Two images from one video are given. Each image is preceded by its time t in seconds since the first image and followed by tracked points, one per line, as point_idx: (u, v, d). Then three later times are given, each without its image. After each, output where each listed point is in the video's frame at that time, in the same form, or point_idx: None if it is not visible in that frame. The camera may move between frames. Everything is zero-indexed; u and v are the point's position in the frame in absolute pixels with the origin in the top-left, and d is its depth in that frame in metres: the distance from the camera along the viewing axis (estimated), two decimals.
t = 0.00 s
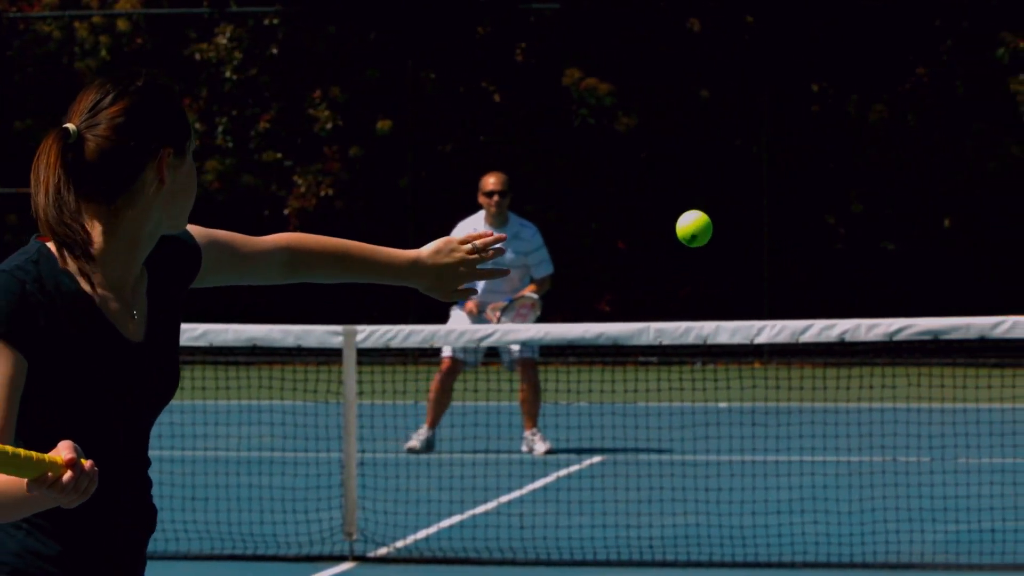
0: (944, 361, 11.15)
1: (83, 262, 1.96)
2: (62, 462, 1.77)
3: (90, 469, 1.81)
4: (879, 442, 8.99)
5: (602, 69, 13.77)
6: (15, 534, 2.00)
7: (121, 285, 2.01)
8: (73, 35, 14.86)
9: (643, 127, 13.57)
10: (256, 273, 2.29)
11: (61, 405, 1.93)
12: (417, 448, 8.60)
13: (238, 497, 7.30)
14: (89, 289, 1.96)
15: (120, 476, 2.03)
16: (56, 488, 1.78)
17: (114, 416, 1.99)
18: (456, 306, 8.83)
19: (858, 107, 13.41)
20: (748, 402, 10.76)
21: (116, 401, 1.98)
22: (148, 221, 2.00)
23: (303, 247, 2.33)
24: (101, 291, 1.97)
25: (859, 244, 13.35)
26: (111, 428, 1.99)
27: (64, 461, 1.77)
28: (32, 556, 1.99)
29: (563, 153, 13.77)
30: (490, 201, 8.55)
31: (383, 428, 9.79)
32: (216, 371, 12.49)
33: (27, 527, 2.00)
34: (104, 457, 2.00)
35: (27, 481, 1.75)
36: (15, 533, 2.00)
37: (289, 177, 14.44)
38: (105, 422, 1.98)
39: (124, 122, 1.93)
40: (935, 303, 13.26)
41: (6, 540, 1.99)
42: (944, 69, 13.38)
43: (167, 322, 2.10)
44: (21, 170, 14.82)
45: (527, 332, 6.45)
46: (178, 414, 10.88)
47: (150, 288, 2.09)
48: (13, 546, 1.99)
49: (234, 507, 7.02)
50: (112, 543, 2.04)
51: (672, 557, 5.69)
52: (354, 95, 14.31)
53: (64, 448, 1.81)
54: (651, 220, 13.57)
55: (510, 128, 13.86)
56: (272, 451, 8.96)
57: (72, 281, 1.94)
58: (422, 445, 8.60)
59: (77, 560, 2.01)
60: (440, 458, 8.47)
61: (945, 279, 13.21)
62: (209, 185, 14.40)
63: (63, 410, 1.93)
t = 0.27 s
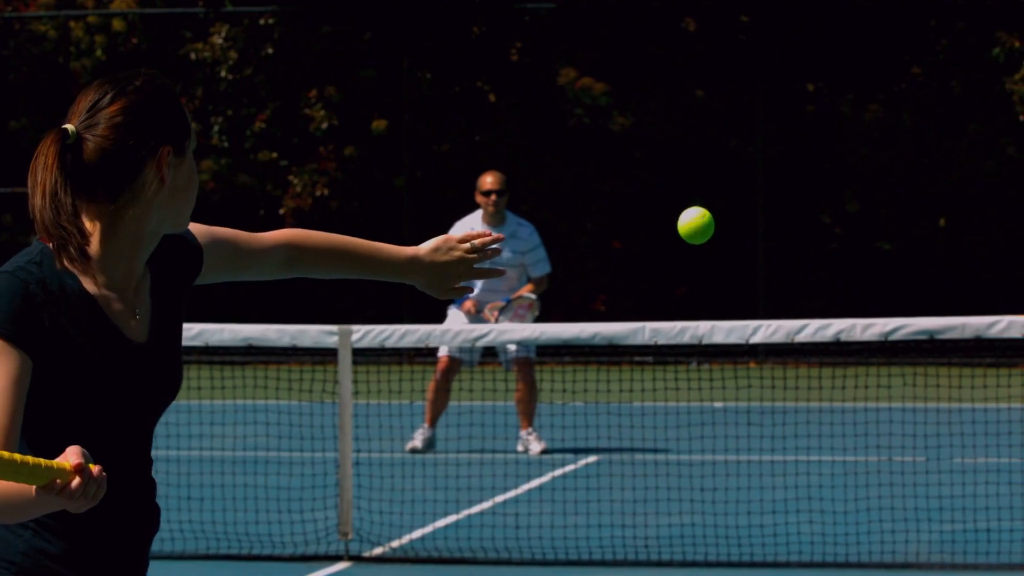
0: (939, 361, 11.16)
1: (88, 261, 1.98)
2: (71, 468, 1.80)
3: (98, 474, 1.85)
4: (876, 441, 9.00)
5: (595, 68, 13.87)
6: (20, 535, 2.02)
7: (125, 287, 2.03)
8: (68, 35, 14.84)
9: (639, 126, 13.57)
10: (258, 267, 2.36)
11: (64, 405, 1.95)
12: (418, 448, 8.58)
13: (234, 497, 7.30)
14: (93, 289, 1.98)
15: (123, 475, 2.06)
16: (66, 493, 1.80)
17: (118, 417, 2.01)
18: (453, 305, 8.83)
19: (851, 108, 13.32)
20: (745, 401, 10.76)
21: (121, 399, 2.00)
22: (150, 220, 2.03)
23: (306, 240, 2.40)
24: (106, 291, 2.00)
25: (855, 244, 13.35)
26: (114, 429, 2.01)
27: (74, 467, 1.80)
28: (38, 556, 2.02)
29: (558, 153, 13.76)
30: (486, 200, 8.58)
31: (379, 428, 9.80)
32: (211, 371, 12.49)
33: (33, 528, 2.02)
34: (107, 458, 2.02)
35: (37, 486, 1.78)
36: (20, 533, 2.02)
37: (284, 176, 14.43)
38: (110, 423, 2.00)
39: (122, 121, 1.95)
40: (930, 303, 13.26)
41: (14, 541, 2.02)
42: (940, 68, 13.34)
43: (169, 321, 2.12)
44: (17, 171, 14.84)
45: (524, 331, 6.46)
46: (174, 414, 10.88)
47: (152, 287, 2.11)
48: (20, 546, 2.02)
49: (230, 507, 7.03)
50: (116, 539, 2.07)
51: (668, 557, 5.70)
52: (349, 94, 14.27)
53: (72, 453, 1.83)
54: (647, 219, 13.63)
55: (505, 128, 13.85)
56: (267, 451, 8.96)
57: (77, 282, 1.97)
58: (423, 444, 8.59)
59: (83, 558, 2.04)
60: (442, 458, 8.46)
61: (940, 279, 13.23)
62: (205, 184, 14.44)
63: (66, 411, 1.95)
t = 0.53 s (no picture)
0: (935, 361, 11.16)
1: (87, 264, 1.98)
2: (81, 474, 1.80)
3: (109, 480, 1.84)
4: (873, 441, 9.00)
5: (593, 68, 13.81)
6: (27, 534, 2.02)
7: (126, 287, 2.03)
8: (65, 34, 14.79)
9: (635, 126, 13.58)
10: (258, 264, 2.37)
11: (67, 406, 1.95)
12: (421, 447, 8.59)
13: (230, 497, 7.29)
14: (94, 289, 1.99)
15: (127, 476, 2.06)
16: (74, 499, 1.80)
17: (123, 418, 2.01)
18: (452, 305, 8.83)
19: (848, 107, 13.35)
20: (741, 401, 10.78)
21: (127, 399, 2.00)
22: (150, 220, 2.02)
23: (305, 237, 2.40)
24: (106, 292, 2.00)
25: (851, 244, 13.35)
26: (119, 429, 2.01)
27: (81, 473, 1.80)
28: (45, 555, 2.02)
29: (554, 152, 13.76)
30: (485, 199, 8.59)
31: (375, 427, 9.79)
32: (207, 370, 12.48)
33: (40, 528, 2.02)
34: (112, 459, 2.02)
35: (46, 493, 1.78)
36: (27, 533, 2.02)
37: (280, 176, 14.42)
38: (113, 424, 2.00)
39: (122, 121, 1.95)
40: (927, 303, 13.24)
41: (22, 541, 2.02)
42: (935, 68, 13.40)
43: (173, 320, 2.12)
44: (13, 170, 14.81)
45: (521, 330, 6.49)
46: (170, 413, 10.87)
47: (156, 287, 2.12)
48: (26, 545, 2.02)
49: (226, 507, 7.02)
50: (119, 537, 2.08)
51: (665, 557, 5.70)
52: (346, 94, 14.26)
53: (83, 458, 1.83)
54: (644, 220, 13.59)
55: (501, 128, 13.85)
56: (263, 451, 8.95)
57: (80, 282, 1.97)
58: (425, 444, 8.60)
59: (89, 558, 2.05)
60: (445, 456, 8.48)
61: (936, 279, 13.23)
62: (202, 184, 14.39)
63: (66, 407, 1.95)
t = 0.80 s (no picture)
0: (932, 361, 11.18)
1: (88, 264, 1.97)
2: (92, 480, 1.76)
3: (122, 485, 1.80)
4: (870, 441, 9.01)
5: (589, 67, 13.88)
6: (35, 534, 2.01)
7: (127, 285, 2.03)
8: (62, 34, 14.78)
9: (633, 125, 13.60)
10: (257, 260, 2.36)
11: (68, 404, 1.93)
12: (423, 446, 8.59)
13: (227, 496, 7.29)
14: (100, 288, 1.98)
15: (131, 475, 2.05)
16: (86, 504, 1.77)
17: (127, 416, 2.00)
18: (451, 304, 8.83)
19: (845, 108, 13.36)
20: (738, 401, 10.80)
21: (132, 398, 2.00)
22: (153, 217, 2.02)
23: (304, 233, 2.39)
24: (110, 290, 1.99)
25: (848, 244, 13.36)
26: (123, 427, 2.00)
27: (93, 476, 1.76)
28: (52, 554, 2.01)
29: (551, 152, 13.76)
30: (483, 198, 8.58)
31: (372, 426, 9.79)
32: (204, 370, 12.47)
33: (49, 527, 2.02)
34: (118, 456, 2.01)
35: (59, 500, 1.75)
36: (37, 533, 2.01)
37: (277, 175, 14.41)
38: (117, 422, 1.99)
39: (124, 118, 1.95)
40: (924, 303, 13.22)
41: (31, 540, 2.01)
42: (932, 68, 13.41)
43: (174, 318, 2.12)
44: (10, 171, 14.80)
45: (517, 330, 6.52)
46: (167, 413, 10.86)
47: (158, 286, 2.12)
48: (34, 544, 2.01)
49: (223, 506, 7.02)
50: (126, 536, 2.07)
51: (662, 556, 5.70)
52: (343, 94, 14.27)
53: (94, 463, 1.79)
54: (642, 219, 13.59)
55: (499, 128, 13.87)
56: (260, 450, 8.94)
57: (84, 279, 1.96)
58: (428, 443, 8.61)
59: (95, 557, 2.04)
60: (446, 456, 8.49)
61: (933, 278, 13.24)
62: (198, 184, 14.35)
63: (71, 408, 1.94)
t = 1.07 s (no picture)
0: (929, 360, 11.19)
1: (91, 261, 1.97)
2: (105, 486, 1.71)
3: (135, 490, 1.74)
4: (868, 440, 9.02)
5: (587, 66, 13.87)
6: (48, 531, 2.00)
7: (131, 281, 2.03)
8: (59, 33, 14.74)
9: (630, 124, 13.63)
10: (253, 257, 2.37)
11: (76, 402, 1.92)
12: (428, 446, 8.58)
13: (225, 496, 7.29)
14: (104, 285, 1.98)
15: (138, 474, 2.04)
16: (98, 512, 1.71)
17: (136, 412, 1.99)
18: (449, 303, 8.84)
19: (843, 107, 13.39)
20: (736, 401, 10.80)
21: (138, 397, 1.98)
22: (156, 213, 2.02)
23: (301, 232, 2.40)
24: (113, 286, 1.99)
25: (846, 243, 13.37)
26: (130, 425, 1.99)
27: (104, 483, 1.71)
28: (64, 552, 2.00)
29: (549, 151, 13.78)
30: (482, 197, 8.57)
31: (370, 426, 9.79)
32: (201, 369, 12.46)
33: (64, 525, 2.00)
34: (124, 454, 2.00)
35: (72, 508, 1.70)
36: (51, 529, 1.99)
37: (275, 175, 14.41)
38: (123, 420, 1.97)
39: (125, 115, 1.95)
40: (922, 302, 13.24)
41: (45, 536, 2.00)
42: (929, 67, 13.41)
43: (179, 316, 2.11)
44: (8, 170, 14.81)
45: (514, 330, 6.51)
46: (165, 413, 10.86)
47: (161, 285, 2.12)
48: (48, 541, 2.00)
49: (222, 506, 7.02)
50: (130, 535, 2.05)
51: (660, 556, 5.70)
52: (341, 93, 14.26)
53: (108, 467, 1.73)
54: (639, 218, 13.60)
55: (496, 127, 13.87)
56: (258, 450, 8.95)
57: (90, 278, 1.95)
58: (431, 443, 8.60)
59: (102, 555, 2.02)
60: (451, 455, 8.47)
61: (930, 278, 13.24)
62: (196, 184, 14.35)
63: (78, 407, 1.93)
